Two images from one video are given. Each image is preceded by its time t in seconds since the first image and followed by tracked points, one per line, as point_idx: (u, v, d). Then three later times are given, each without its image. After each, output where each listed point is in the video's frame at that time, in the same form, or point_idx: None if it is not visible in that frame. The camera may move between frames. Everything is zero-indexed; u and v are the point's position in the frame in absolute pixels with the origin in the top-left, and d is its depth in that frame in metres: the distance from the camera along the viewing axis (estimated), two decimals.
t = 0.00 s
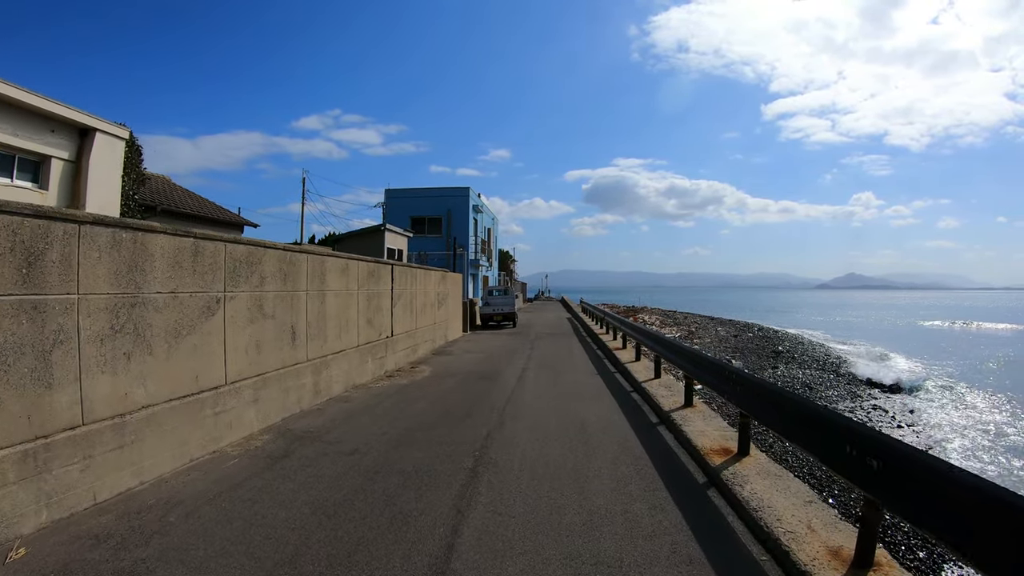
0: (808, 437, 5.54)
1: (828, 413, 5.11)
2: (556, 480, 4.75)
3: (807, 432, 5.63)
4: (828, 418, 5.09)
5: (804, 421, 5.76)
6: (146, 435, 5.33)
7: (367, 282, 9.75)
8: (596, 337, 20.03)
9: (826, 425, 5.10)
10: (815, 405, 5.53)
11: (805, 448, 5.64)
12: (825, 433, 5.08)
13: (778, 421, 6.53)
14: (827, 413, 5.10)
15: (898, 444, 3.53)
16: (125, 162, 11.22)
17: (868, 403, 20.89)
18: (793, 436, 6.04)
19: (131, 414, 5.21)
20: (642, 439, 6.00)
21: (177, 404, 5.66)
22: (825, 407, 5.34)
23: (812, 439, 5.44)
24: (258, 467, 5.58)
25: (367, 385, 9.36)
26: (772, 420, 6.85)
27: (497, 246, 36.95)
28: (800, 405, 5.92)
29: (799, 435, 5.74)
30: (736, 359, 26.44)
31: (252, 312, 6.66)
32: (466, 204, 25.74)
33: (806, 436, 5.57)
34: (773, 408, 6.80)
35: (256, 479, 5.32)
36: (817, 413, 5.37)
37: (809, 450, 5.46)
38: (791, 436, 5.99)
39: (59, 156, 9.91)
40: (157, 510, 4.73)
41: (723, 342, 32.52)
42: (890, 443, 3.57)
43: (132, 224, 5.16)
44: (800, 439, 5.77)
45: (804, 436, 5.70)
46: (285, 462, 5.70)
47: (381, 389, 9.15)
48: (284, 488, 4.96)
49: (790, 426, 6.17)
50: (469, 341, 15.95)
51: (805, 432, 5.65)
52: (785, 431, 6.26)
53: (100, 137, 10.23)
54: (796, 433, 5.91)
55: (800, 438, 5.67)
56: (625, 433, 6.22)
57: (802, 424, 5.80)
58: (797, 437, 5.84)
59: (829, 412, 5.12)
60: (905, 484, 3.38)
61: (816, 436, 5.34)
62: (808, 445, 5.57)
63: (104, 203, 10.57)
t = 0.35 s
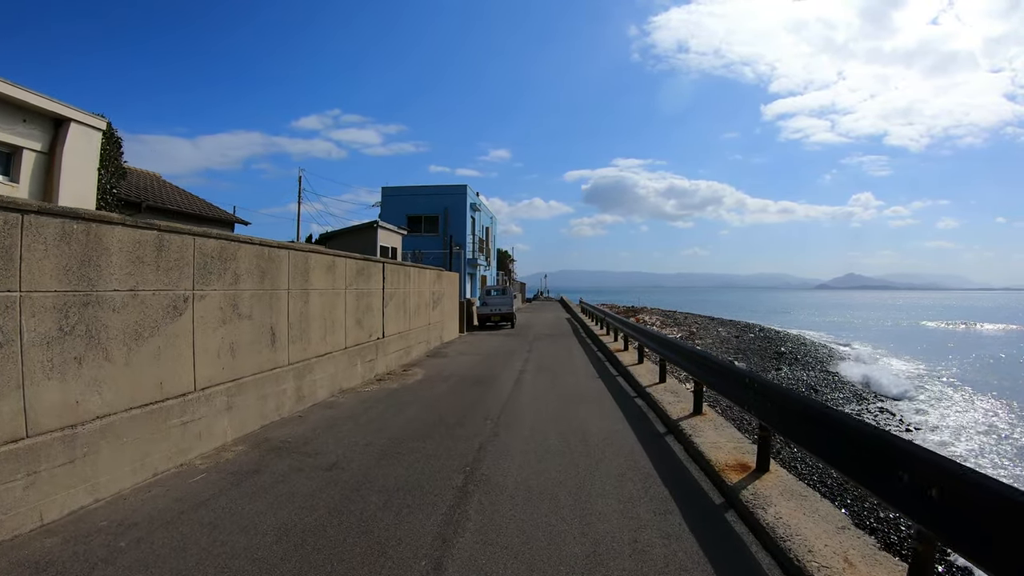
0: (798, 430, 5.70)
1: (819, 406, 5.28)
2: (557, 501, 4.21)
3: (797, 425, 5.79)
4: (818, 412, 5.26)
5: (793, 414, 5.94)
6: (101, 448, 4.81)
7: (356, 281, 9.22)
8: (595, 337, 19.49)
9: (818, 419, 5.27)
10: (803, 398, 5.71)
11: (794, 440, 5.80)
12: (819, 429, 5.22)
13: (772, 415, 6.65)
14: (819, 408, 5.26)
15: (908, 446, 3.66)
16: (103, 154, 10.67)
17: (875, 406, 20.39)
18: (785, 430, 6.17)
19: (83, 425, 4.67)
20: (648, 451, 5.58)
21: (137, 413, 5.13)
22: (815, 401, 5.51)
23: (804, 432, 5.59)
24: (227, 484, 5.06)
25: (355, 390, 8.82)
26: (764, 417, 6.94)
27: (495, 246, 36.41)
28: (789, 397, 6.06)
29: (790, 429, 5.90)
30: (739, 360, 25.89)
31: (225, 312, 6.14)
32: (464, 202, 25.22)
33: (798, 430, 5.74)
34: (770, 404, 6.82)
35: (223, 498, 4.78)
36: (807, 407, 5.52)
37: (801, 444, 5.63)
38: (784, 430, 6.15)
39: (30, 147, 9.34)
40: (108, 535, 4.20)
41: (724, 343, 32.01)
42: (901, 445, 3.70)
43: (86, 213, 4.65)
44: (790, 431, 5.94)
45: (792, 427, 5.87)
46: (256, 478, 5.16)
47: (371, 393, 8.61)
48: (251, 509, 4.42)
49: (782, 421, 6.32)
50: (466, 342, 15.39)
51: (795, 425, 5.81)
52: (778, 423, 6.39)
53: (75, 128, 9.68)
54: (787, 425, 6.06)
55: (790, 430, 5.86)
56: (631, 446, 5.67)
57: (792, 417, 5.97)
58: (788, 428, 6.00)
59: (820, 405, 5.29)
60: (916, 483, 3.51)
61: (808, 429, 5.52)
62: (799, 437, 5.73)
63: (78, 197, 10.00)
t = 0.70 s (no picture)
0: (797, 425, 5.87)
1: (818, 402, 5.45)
2: (559, 530, 3.65)
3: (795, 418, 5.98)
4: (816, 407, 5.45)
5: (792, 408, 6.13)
6: (48, 464, 4.27)
7: (346, 278, 8.68)
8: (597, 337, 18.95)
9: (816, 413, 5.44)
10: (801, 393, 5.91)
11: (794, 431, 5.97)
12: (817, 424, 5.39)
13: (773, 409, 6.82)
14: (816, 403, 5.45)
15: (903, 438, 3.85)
16: (80, 144, 10.12)
17: (882, 407, 19.90)
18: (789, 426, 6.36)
19: (27, 437, 4.13)
20: (660, 463, 5.03)
21: (92, 423, 4.60)
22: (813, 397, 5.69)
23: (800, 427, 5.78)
24: (191, 504, 4.53)
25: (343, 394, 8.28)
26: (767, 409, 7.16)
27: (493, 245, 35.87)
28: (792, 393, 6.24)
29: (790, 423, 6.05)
30: (741, 360, 25.40)
31: (194, 312, 5.62)
32: (462, 199, 24.69)
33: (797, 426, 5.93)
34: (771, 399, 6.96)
35: (182, 522, 4.24)
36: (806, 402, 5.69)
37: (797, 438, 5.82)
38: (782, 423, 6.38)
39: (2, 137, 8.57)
40: (48, 565, 3.67)
41: (727, 343, 31.51)
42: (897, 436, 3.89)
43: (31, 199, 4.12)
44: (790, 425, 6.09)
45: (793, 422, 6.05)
46: (222, 496, 4.62)
47: (359, 398, 8.06)
48: (211, 536, 3.89)
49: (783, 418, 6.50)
50: (463, 343, 14.85)
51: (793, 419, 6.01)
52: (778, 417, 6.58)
53: (48, 114, 9.07)
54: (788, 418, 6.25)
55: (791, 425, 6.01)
56: (643, 459, 5.08)
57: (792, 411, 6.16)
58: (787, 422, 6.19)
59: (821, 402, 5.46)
60: (911, 476, 3.68)
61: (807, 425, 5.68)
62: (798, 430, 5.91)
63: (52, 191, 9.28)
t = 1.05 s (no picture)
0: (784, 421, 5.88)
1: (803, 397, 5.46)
2: (562, 573, 3.14)
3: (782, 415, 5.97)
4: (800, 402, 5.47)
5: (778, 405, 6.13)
6: None
7: (335, 279, 8.21)
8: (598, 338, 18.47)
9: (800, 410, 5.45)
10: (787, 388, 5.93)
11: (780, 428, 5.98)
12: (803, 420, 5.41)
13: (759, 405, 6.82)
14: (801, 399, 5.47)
15: (896, 440, 3.84)
16: (56, 138, 9.63)
17: (893, 410, 19.30)
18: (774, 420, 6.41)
19: None
20: (670, 484, 4.55)
21: (43, 442, 4.14)
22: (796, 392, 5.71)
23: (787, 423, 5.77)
24: (149, 533, 4.06)
25: (332, 402, 7.80)
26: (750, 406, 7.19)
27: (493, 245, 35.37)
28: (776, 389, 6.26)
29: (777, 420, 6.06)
30: (746, 362, 24.84)
31: (160, 317, 5.17)
32: (461, 197, 24.18)
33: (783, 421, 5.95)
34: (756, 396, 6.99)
35: (136, 554, 3.76)
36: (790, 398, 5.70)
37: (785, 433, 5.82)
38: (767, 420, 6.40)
39: None
40: None
41: (730, 344, 31.02)
42: (890, 438, 3.86)
43: None
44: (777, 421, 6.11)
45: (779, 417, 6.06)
46: (184, 524, 4.15)
47: (348, 406, 7.58)
48: (165, 573, 3.42)
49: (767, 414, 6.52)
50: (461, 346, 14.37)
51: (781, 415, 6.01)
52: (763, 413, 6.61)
53: (19, 106, 8.58)
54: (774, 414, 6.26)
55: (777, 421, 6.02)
56: (653, 481, 4.58)
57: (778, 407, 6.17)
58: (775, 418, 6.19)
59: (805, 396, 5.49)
60: (910, 479, 3.63)
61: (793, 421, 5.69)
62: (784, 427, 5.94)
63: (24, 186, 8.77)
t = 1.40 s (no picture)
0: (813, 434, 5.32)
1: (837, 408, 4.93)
2: None
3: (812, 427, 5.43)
4: (836, 413, 4.93)
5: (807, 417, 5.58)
6: None
7: (322, 278, 7.74)
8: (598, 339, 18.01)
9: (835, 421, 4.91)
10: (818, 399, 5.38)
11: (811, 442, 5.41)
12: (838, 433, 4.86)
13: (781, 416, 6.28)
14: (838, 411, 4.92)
15: (917, 446, 3.49)
16: (28, 129, 9.14)
17: (902, 412, 18.79)
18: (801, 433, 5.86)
19: None
20: (685, 508, 4.04)
21: None
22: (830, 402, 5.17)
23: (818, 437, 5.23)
24: (96, 562, 3.58)
25: (318, 408, 7.31)
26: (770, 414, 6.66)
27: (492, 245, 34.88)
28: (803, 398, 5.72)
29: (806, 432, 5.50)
30: (750, 363, 24.34)
31: (120, 319, 4.72)
32: (459, 194, 23.71)
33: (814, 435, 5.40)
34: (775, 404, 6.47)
35: None
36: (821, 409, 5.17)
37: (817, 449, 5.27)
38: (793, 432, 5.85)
39: None
40: None
41: (732, 345, 30.60)
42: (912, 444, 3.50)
43: None
44: (805, 435, 5.55)
45: (809, 430, 5.51)
46: (137, 552, 3.68)
47: (335, 413, 7.10)
48: None
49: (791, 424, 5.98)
50: (457, 347, 13.88)
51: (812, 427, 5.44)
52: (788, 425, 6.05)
53: None
54: (799, 425, 5.73)
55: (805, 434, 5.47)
56: (666, 504, 4.08)
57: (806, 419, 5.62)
58: (802, 431, 5.64)
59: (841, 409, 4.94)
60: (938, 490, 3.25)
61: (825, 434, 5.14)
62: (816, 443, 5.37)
63: None
